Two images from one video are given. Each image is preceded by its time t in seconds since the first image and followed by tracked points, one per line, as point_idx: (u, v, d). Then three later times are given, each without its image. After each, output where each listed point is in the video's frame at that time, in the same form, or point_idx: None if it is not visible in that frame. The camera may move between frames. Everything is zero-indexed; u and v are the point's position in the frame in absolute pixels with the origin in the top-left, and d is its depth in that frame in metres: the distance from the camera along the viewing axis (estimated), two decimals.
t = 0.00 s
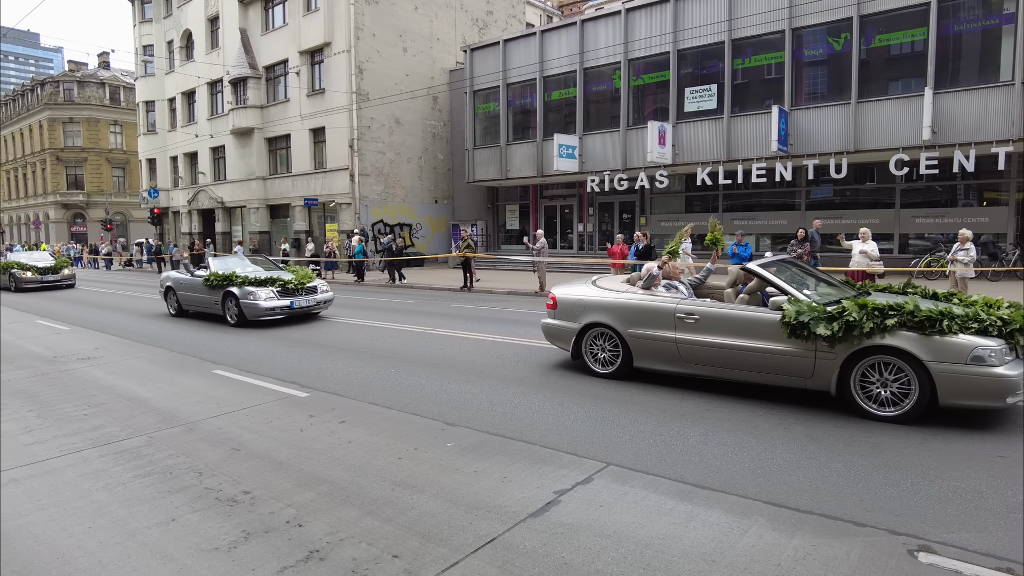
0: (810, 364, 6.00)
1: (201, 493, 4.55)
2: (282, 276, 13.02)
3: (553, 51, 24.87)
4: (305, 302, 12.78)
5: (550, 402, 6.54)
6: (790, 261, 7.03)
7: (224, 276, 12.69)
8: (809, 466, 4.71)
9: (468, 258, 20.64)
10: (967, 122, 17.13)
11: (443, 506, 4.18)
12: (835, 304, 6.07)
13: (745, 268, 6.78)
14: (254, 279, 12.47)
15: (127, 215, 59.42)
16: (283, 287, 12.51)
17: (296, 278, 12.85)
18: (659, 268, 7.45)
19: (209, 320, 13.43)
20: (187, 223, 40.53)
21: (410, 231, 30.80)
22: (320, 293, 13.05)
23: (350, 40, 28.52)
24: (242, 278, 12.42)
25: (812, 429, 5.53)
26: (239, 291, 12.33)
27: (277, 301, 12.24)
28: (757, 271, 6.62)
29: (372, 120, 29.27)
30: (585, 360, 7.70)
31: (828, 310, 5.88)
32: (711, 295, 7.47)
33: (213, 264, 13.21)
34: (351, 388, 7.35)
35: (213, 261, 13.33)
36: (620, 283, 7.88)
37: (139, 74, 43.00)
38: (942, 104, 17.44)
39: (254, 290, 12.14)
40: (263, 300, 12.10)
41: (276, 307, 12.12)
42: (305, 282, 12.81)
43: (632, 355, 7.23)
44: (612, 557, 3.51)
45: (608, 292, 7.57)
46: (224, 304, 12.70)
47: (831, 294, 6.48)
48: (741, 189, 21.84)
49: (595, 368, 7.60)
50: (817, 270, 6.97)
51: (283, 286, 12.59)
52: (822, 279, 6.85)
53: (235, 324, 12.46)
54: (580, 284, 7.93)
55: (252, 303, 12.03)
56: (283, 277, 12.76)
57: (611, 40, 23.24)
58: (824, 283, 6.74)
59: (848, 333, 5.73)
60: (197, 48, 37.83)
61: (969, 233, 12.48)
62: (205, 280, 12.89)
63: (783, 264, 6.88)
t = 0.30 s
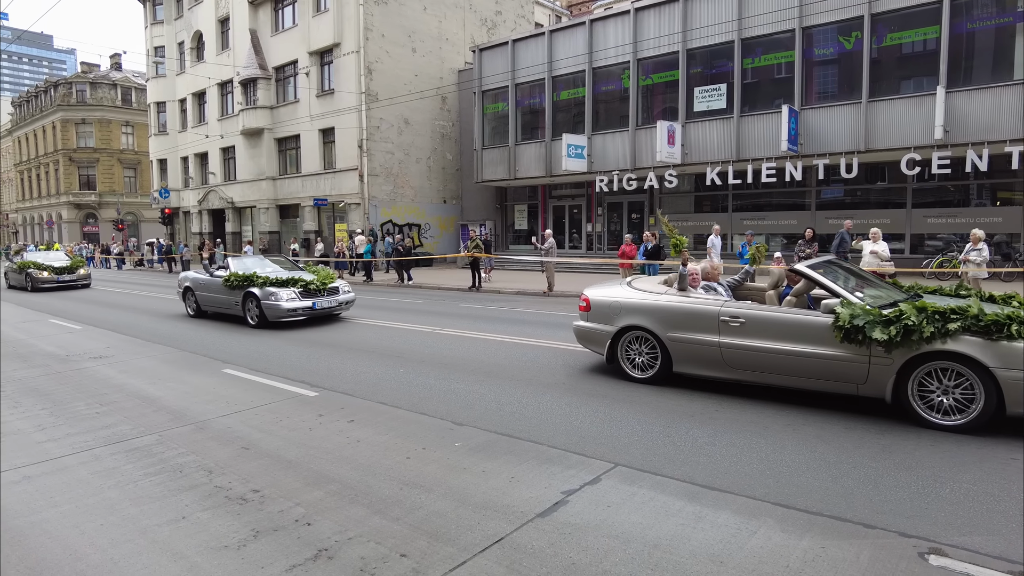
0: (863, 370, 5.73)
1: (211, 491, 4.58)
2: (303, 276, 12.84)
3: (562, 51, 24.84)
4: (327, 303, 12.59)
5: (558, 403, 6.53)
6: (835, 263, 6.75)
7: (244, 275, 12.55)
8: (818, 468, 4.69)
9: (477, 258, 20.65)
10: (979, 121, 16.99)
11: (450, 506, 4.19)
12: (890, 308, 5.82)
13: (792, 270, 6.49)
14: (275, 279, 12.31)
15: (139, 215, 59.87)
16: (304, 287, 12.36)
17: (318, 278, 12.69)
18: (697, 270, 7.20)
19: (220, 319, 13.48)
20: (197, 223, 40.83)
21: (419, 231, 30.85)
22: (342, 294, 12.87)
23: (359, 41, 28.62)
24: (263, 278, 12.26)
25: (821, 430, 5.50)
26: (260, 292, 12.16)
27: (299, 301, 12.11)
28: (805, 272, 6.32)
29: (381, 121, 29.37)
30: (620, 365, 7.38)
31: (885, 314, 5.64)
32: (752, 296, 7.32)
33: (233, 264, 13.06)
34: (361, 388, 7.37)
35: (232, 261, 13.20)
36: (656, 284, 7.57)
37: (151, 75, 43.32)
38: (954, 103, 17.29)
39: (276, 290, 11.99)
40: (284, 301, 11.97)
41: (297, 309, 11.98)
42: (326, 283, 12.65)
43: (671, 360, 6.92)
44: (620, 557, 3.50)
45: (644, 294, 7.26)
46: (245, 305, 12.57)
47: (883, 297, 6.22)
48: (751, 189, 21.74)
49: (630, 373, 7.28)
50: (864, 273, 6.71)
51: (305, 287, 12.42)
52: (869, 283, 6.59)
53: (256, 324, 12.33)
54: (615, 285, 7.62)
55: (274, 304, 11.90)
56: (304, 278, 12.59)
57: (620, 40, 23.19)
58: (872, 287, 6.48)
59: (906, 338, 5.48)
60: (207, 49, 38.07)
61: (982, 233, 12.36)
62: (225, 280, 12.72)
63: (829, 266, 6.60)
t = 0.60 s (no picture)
0: (920, 377, 5.48)
1: (218, 490, 4.60)
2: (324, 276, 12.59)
3: (570, 50, 24.81)
4: (347, 305, 12.32)
5: (564, 403, 6.52)
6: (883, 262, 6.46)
7: (263, 276, 12.31)
8: (826, 469, 4.66)
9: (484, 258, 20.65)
10: (989, 120, 16.86)
11: (456, 506, 4.19)
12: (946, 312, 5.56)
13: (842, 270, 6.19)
14: (295, 280, 12.04)
15: (148, 215, 60.21)
16: (324, 287, 12.10)
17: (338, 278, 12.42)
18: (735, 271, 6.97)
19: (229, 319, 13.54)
20: (206, 223, 41.05)
21: (426, 231, 30.89)
22: (362, 295, 12.62)
23: (367, 41, 28.71)
24: (282, 279, 11.98)
25: (829, 431, 5.46)
26: (280, 293, 11.92)
27: (319, 303, 11.82)
28: (854, 273, 6.03)
29: (389, 121, 29.45)
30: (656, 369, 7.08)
31: (943, 318, 5.38)
32: (792, 298, 6.94)
33: (250, 264, 12.86)
34: (368, 387, 7.38)
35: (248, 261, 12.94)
36: (694, 287, 7.26)
37: (160, 76, 43.55)
38: (965, 102, 17.16)
39: (295, 291, 11.76)
40: (304, 303, 11.70)
41: (318, 310, 11.71)
42: (347, 284, 12.33)
43: (711, 364, 6.65)
44: (626, 558, 3.50)
45: (682, 295, 6.95)
46: (263, 306, 12.37)
47: (936, 300, 5.95)
48: (759, 189, 21.66)
49: (667, 378, 6.99)
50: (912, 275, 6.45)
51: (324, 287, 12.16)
52: (919, 285, 6.32)
53: (274, 326, 12.14)
54: (649, 286, 7.32)
55: (293, 305, 11.66)
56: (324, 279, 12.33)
57: (628, 39, 23.14)
58: (923, 288, 6.22)
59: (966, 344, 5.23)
60: (216, 50, 38.26)
61: (992, 233, 12.28)
62: (243, 280, 12.53)
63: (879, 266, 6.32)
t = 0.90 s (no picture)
0: (980, 384, 5.18)
1: (224, 489, 4.62)
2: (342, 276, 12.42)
3: (576, 50, 24.78)
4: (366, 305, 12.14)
5: (569, 403, 6.52)
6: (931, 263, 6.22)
7: (279, 276, 12.18)
8: (831, 470, 4.64)
9: (489, 258, 20.64)
10: (998, 119, 16.73)
11: (460, 506, 4.19)
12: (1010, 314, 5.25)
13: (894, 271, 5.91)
14: (312, 281, 11.92)
15: (155, 215, 60.54)
16: (342, 288, 11.95)
17: (357, 278, 12.26)
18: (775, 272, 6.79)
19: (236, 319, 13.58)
20: (213, 223, 41.24)
21: (432, 231, 30.93)
22: (380, 296, 12.43)
23: (373, 41, 28.76)
24: (300, 279, 11.86)
25: (835, 432, 5.43)
26: (297, 294, 11.77)
27: (337, 304, 11.70)
28: (906, 274, 5.81)
29: (395, 121, 29.50)
30: (694, 374, 6.83)
31: (1008, 322, 5.07)
32: (834, 300, 6.71)
33: (266, 264, 12.76)
34: (375, 387, 7.39)
35: (264, 262, 12.85)
36: (734, 289, 7.01)
37: (167, 77, 43.73)
38: (974, 100, 17.03)
39: (314, 291, 11.64)
40: (323, 303, 11.59)
41: (336, 311, 11.55)
42: (364, 284, 12.18)
43: (753, 370, 6.38)
44: (630, 558, 3.49)
45: (721, 297, 6.70)
46: (280, 306, 12.19)
47: (993, 303, 5.70)
48: (765, 188, 21.58)
49: (705, 383, 6.72)
50: (962, 276, 6.21)
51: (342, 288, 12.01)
52: (970, 287, 6.07)
53: (291, 328, 11.97)
54: (688, 288, 7.08)
55: (311, 305, 11.53)
56: (342, 279, 12.17)
57: (634, 39, 23.09)
58: (976, 290, 5.96)
59: None
60: (223, 51, 38.42)
61: (999, 233, 12.22)
62: (259, 281, 12.40)
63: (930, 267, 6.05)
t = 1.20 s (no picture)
0: None
1: (229, 488, 4.64)
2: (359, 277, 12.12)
3: (580, 50, 24.77)
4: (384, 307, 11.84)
5: (573, 403, 6.51)
6: (989, 265, 6.02)
7: (296, 277, 11.86)
8: (836, 471, 4.62)
9: (493, 258, 20.63)
10: (1005, 118, 16.63)
11: (464, 506, 4.19)
12: None
13: (949, 273, 5.74)
14: (330, 282, 11.63)
15: (160, 215, 60.85)
16: (360, 289, 11.61)
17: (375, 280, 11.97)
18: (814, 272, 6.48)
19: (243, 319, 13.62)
20: (218, 223, 41.38)
21: (437, 231, 30.97)
22: (398, 297, 12.13)
23: (378, 42, 28.81)
24: (317, 280, 11.57)
25: (840, 433, 5.41)
26: (314, 295, 11.47)
27: (355, 305, 11.38)
28: (962, 275, 5.64)
29: (400, 121, 29.53)
30: (733, 380, 6.57)
31: None
32: (876, 301, 6.57)
33: (281, 265, 12.49)
34: (380, 387, 7.39)
35: (281, 262, 12.59)
36: (774, 291, 6.75)
37: (173, 77, 43.89)
38: (981, 100, 16.94)
39: (331, 293, 11.33)
40: (340, 304, 11.28)
41: (354, 313, 11.24)
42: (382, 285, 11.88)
43: (796, 376, 6.12)
44: (634, 558, 3.49)
45: (762, 299, 6.45)
46: (297, 308, 11.89)
47: None
48: (771, 188, 21.51)
49: (745, 389, 6.45)
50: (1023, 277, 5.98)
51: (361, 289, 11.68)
52: None
53: (308, 330, 11.67)
54: (726, 290, 6.84)
55: (329, 307, 11.23)
56: (360, 279, 11.85)
57: (638, 39, 23.07)
58: None
59: None
60: (229, 51, 38.52)
61: (1005, 233, 12.18)
62: (275, 282, 12.06)
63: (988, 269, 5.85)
